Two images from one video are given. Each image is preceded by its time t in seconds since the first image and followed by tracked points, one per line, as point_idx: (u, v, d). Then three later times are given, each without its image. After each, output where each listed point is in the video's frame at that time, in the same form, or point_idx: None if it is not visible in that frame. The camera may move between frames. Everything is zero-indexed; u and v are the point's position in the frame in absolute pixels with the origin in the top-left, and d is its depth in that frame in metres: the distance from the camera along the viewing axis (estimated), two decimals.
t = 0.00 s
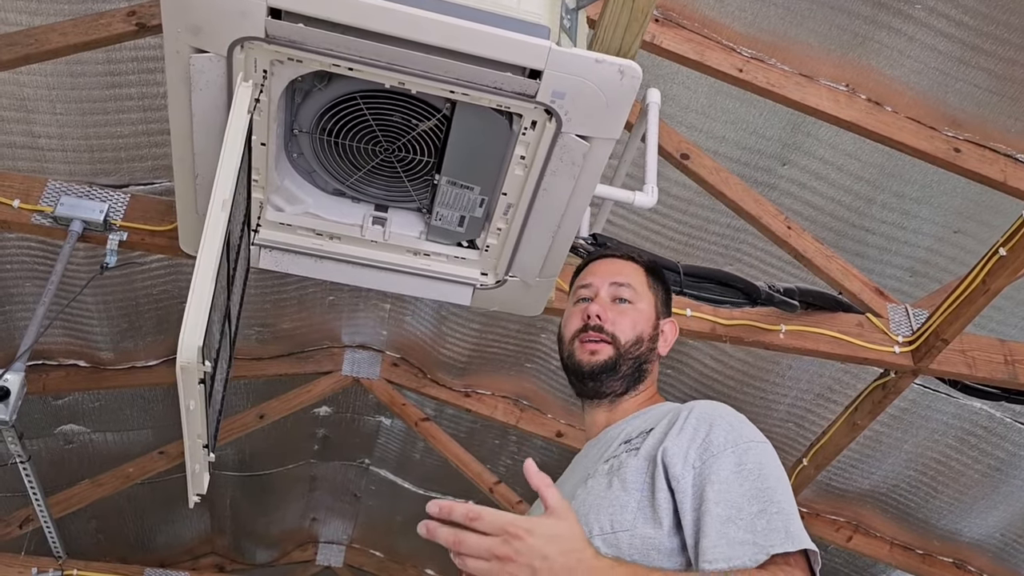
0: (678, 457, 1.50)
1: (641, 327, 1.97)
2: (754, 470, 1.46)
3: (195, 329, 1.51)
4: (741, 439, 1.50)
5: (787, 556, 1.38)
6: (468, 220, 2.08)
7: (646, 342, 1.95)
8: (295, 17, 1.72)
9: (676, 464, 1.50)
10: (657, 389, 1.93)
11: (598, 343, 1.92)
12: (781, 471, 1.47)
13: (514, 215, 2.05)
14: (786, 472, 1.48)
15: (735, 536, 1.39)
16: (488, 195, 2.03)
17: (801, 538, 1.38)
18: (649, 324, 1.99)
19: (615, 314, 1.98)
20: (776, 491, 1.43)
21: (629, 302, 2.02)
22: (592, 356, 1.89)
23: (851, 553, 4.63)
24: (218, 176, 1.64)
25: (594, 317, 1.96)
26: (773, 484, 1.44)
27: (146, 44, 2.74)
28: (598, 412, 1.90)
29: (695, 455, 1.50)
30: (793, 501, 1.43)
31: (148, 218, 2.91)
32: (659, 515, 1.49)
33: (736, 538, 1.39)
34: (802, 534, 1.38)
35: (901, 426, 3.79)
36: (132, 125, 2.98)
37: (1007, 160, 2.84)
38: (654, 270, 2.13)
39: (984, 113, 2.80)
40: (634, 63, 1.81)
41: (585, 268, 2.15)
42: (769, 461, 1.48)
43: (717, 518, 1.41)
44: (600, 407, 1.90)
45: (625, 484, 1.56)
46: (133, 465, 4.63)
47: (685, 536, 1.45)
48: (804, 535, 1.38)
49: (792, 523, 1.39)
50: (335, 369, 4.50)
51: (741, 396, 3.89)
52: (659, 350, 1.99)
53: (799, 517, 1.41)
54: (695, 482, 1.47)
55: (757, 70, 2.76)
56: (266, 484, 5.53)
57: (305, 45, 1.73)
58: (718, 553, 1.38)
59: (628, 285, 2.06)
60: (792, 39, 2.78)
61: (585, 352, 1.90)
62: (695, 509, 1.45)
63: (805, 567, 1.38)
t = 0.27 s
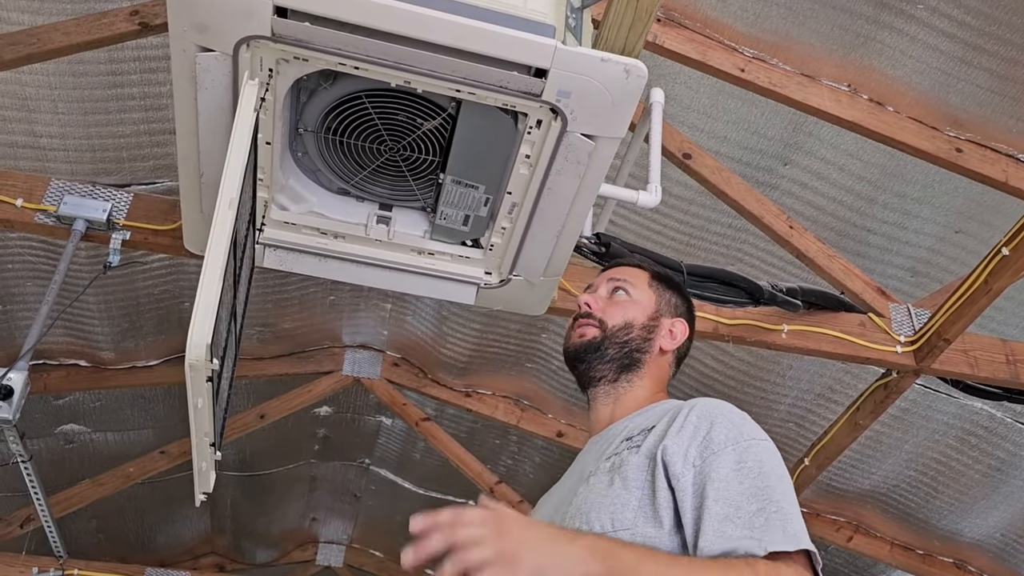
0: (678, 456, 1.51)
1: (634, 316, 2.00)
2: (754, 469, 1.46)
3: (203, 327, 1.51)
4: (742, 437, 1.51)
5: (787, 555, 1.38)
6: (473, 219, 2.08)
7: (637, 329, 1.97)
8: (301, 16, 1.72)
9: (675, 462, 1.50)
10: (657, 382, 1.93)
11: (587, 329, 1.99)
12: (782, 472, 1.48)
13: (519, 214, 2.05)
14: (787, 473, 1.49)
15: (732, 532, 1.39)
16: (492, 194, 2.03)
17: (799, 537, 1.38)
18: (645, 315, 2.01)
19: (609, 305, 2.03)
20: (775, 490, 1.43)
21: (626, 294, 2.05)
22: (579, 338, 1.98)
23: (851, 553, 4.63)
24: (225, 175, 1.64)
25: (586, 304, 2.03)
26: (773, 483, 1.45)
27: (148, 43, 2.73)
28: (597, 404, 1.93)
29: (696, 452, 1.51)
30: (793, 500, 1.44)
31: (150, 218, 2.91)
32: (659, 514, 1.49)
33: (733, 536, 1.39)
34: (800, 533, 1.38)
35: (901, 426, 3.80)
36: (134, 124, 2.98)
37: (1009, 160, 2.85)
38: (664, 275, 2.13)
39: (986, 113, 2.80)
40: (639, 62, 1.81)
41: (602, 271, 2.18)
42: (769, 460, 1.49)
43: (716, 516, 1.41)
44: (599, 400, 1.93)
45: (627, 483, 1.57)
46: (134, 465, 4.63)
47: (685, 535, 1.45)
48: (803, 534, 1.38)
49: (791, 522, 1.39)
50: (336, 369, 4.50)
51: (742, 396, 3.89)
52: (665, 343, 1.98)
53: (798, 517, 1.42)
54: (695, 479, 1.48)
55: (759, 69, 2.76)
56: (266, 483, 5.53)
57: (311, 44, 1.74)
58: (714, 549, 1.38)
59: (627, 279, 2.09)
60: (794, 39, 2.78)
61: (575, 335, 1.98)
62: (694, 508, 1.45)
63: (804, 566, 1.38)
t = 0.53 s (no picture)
0: (675, 446, 1.52)
1: (626, 313, 2.02)
2: (751, 455, 1.47)
3: (216, 327, 1.51)
4: (740, 426, 1.51)
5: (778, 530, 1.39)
6: (473, 218, 2.08)
7: (630, 324, 1.99)
8: (301, 13, 1.72)
9: (672, 452, 1.51)
10: (656, 378, 1.92)
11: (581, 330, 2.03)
12: (778, 458, 1.49)
13: (518, 213, 2.05)
14: (783, 462, 1.50)
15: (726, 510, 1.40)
16: (492, 193, 2.03)
17: (792, 514, 1.40)
18: (639, 311, 2.02)
19: (603, 306, 2.06)
20: (770, 471, 1.45)
21: (619, 294, 2.07)
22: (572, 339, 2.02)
23: (850, 553, 4.63)
24: (230, 174, 1.64)
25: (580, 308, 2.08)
26: (771, 469, 1.45)
27: (147, 42, 2.73)
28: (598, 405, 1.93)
29: (692, 442, 1.51)
30: (787, 482, 1.45)
31: (149, 216, 2.91)
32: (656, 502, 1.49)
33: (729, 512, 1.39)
34: (793, 510, 1.40)
35: (900, 426, 3.80)
36: (133, 123, 2.98)
37: (1008, 160, 2.85)
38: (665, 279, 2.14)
39: (986, 113, 2.80)
40: (639, 61, 1.81)
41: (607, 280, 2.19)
42: (766, 448, 1.49)
43: (711, 497, 1.42)
44: (600, 401, 1.92)
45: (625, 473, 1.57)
46: (132, 464, 4.63)
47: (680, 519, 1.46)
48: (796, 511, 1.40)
49: (786, 501, 1.41)
50: (335, 369, 4.50)
51: (741, 395, 3.89)
52: (662, 339, 1.97)
53: (792, 496, 1.43)
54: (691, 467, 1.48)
55: (758, 69, 2.76)
56: (265, 483, 5.53)
57: (312, 42, 1.73)
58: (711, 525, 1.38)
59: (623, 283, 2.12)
60: (793, 39, 2.78)
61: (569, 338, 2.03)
62: (691, 491, 1.46)
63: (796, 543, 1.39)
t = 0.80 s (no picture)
0: (675, 446, 1.51)
1: (620, 313, 2.02)
2: (753, 457, 1.47)
3: (215, 323, 1.50)
4: (739, 425, 1.51)
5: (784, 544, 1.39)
6: (469, 215, 2.07)
7: (622, 321, 1.99)
8: (296, 9, 1.71)
9: (672, 453, 1.50)
10: (654, 373, 1.92)
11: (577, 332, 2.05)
12: (781, 459, 1.49)
13: (515, 210, 2.05)
14: (785, 463, 1.49)
15: (731, 521, 1.40)
16: (489, 190, 2.02)
17: (797, 527, 1.39)
18: (634, 310, 2.02)
19: (600, 308, 2.07)
20: (774, 479, 1.44)
21: (617, 297, 2.08)
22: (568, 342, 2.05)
23: (847, 553, 4.63)
24: (226, 170, 1.63)
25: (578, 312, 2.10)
26: (772, 472, 1.45)
27: (143, 39, 2.72)
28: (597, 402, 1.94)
29: (692, 442, 1.50)
30: (792, 489, 1.45)
31: (145, 214, 2.90)
32: (657, 503, 1.49)
33: (733, 524, 1.40)
34: (798, 521, 1.40)
35: (897, 425, 3.80)
36: (129, 121, 2.97)
37: (1006, 159, 2.86)
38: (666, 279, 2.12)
39: (983, 112, 2.80)
40: (636, 57, 1.81)
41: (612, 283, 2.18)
42: (766, 448, 1.49)
43: (715, 505, 1.42)
44: (597, 398, 1.95)
45: (621, 474, 1.56)
46: (129, 463, 4.62)
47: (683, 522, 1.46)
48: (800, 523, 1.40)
49: (789, 510, 1.41)
50: (332, 368, 4.49)
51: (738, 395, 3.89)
52: (658, 336, 1.96)
53: (796, 504, 1.43)
54: (692, 469, 1.48)
55: (755, 67, 2.76)
56: (261, 482, 5.52)
57: (307, 38, 1.73)
58: (715, 537, 1.39)
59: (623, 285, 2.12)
60: (791, 37, 2.78)
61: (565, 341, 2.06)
62: (694, 496, 1.45)
63: (803, 555, 1.39)
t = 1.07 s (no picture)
0: (669, 444, 1.51)
1: (615, 311, 2.02)
2: (745, 451, 1.46)
3: (202, 320, 1.50)
4: (734, 421, 1.51)
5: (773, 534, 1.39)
6: (466, 214, 2.07)
7: (618, 320, 1.99)
8: (293, 7, 1.71)
9: (667, 450, 1.50)
10: (654, 370, 1.92)
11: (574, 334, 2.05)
12: (774, 452, 1.49)
13: (512, 209, 2.05)
14: (779, 455, 1.49)
15: (721, 513, 1.40)
16: (486, 188, 2.02)
17: (786, 516, 1.39)
18: (628, 307, 2.01)
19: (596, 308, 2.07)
20: (766, 471, 1.44)
21: (612, 294, 2.07)
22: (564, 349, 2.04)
23: (844, 553, 4.63)
24: (219, 167, 1.63)
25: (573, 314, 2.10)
26: (765, 465, 1.45)
27: (140, 38, 2.72)
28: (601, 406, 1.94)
29: (687, 439, 1.50)
30: (784, 479, 1.45)
31: (142, 213, 2.89)
32: (652, 500, 1.49)
33: (723, 517, 1.40)
34: (787, 511, 1.40)
35: (895, 425, 3.80)
36: (126, 121, 2.97)
37: (1003, 159, 2.85)
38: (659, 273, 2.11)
39: (981, 112, 2.79)
40: (633, 56, 1.81)
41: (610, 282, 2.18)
42: (760, 443, 1.49)
43: (706, 498, 1.42)
44: (599, 400, 1.95)
45: (617, 472, 1.55)
46: (126, 462, 4.61)
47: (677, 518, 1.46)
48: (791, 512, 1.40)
49: (779, 501, 1.41)
50: (329, 367, 4.49)
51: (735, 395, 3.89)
52: (656, 332, 1.96)
53: (787, 496, 1.42)
54: (686, 465, 1.48)
55: (753, 67, 2.76)
56: (259, 482, 5.52)
57: (304, 36, 1.72)
58: (704, 530, 1.39)
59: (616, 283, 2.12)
60: (788, 37, 2.78)
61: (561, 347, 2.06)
62: (686, 491, 1.45)
63: (792, 545, 1.39)
